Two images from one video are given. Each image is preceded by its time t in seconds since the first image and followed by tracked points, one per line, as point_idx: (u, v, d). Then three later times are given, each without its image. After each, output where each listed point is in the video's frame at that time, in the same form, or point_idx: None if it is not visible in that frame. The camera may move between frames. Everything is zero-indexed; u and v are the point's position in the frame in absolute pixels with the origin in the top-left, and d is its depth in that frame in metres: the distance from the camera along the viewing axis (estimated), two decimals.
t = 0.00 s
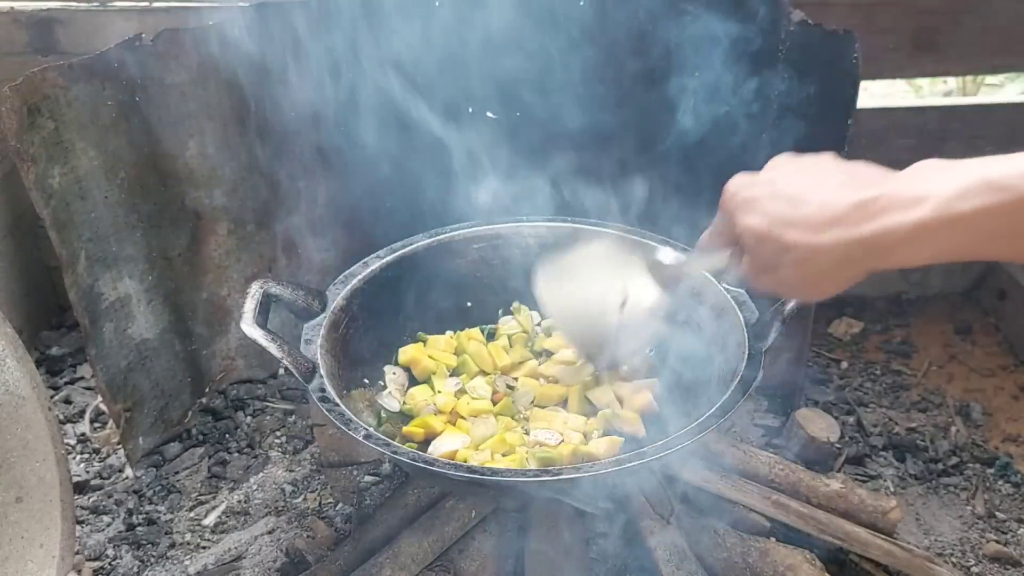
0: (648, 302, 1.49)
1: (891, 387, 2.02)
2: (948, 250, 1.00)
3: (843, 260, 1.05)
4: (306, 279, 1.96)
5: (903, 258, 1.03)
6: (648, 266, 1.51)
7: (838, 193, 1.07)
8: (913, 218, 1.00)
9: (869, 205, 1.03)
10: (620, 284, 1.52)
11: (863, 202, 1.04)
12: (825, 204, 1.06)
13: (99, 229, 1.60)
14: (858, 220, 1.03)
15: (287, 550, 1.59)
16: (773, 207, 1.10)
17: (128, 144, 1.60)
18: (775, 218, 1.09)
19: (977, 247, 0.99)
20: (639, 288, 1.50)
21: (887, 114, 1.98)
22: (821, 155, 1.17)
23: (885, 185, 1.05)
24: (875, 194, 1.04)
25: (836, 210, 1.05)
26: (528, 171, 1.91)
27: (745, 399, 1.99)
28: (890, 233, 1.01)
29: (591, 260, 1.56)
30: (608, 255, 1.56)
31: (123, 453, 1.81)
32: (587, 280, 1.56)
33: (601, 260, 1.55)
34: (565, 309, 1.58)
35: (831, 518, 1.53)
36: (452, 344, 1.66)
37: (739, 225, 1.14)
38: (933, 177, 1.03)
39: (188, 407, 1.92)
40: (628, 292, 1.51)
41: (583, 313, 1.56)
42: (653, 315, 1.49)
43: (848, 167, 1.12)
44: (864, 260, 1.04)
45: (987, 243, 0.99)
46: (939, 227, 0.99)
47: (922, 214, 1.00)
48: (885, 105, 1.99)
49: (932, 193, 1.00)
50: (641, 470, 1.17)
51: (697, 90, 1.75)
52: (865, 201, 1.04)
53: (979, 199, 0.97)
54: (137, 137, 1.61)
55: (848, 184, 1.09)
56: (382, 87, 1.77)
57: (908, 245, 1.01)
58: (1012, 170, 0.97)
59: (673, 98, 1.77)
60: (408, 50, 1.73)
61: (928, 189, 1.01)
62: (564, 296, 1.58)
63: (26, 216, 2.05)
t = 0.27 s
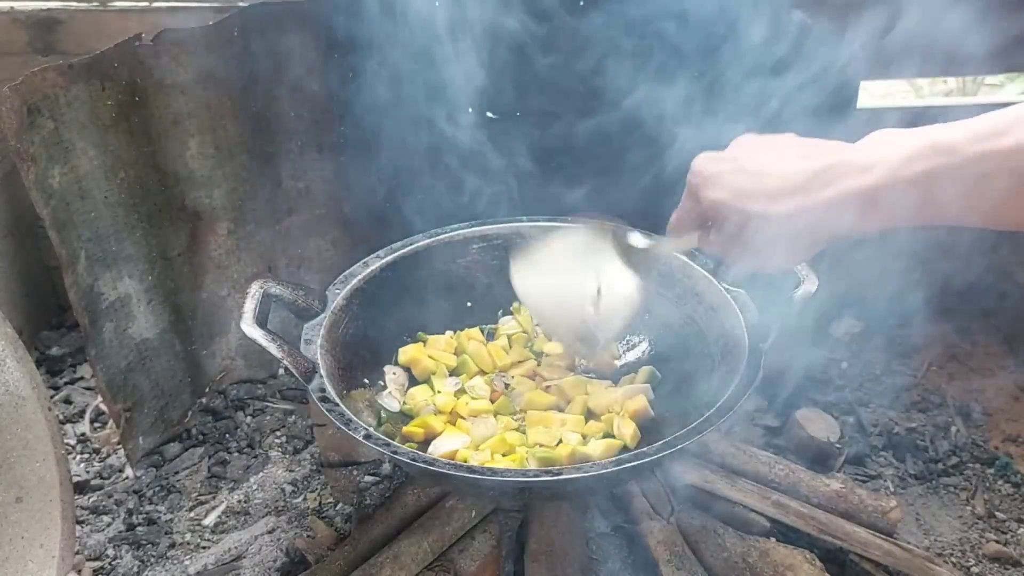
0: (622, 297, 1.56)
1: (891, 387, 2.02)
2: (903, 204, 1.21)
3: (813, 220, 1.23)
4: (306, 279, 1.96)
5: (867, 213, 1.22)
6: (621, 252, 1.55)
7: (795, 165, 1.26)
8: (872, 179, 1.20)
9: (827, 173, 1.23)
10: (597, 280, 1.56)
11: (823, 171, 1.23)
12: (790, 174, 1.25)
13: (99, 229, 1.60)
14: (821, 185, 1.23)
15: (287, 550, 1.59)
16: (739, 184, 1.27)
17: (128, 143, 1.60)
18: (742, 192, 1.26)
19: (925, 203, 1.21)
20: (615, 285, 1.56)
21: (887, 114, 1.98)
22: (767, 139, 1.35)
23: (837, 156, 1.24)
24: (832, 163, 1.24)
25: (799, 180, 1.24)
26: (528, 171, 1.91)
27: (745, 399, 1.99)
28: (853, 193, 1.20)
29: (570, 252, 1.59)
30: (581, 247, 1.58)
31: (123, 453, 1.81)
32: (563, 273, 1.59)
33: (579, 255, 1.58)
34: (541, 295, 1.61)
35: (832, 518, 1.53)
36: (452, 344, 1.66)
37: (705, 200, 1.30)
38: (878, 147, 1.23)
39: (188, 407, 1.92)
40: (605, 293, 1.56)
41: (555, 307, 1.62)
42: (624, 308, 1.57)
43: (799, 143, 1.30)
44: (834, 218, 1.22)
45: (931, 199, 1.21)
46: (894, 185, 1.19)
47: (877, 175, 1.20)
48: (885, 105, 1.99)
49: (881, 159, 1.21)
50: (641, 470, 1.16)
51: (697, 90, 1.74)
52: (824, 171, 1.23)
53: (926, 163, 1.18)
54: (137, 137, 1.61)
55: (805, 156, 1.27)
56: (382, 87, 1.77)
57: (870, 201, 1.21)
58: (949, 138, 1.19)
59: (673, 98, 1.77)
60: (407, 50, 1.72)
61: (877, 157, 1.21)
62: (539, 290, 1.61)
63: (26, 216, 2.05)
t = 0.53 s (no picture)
0: (602, 252, 1.46)
1: (891, 387, 2.02)
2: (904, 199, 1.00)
3: (803, 206, 1.07)
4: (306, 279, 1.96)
5: (864, 205, 1.03)
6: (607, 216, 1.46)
7: (804, 143, 1.10)
8: (868, 163, 1.00)
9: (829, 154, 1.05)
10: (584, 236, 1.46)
11: (824, 152, 1.05)
12: (791, 152, 1.09)
13: (99, 228, 1.61)
14: (820, 167, 1.05)
15: (288, 550, 1.59)
16: (743, 155, 1.14)
17: (128, 143, 1.60)
18: (744, 164, 1.13)
19: (933, 198, 0.99)
20: (598, 235, 1.46)
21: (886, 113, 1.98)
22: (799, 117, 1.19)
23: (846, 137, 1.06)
24: (837, 144, 1.05)
25: (799, 159, 1.08)
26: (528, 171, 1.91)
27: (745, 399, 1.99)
28: (847, 178, 1.01)
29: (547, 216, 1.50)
30: (564, 205, 1.49)
31: (123, 453, 1.81)
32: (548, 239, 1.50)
33: (560, 211, 1.49)
34: (535, 263, 1.50)
35: (831, 518, 1.53)
36: (452, 344, 1.65)
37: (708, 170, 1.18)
38: (894, 128, 1.02)
39: (188, 407, 1.92)
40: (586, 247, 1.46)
41: (547, 263, 1.50)
42: (606, 266, 1.47)
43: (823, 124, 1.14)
44: (826, 205, 1.05)
45: (937, 195, 0.99)
46: (890, 175, 0.99)
47: (875, 162, 1.00)
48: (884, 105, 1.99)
49: (886, 142, 1.00)
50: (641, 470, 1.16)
51: (698, 90, 1.74)
52: (824, 151, 1.06)
53: (931, 148, 0.96)
54: (137, 137, 1.61)
55: (818, 135, 1.11)
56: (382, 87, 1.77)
57: (863, 191, 1.01)
58: (973, 121, 0.95)
59: (673, 97, 1.77)
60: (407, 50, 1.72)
61: (883, 139, 1.01)
62: (528, 228, 1.52)
63: (26, 216, 2.05)
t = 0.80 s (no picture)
0: (630, 246, 1.39)
1: (891, 387, 2.02)
2: (910, 210, 1.04)
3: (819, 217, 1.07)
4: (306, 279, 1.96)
5: (873, 216, 1.06)
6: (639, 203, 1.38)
7: (817, 154, 1.11)
8: (877, 174, 1.03)
9: (841, 165, 1.07)
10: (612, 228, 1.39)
11: (838, 163, 1.07)
12: (805, 162, 1.10)
13: (99, 228, 1.60)
14: (833, 178, 1.07)
15: (287, 550, 1.59)
16: (758, 162, 1.13)
17: (128, 143, 1.60)
18: (759, 172, 1.12)
19: (937, 209, 1.03)
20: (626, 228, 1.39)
21: (887, 113, 1.98)
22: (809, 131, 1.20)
23: (857, 148, 1.08)
24: (849, 156, 1.08)
25: (814, 169, 1.09)
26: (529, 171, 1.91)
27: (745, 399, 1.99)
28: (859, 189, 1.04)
29: (573, 202, 1.42)
30: (591, 192, 1.40)
31: (123, 453, 1.81)
32: (575, 223, 1.42)
33: (591, 199, 1.40)
34: (560, 247, 1.43)
35: (831, 518, 1.53)
36: (452, 344, 1.65)
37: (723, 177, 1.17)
38: (900, 141, 1.06)
39: (188, 407, 1.92)
40: (612, 240, 1.40)
41: (574, 250, 1.43)
42: (631, 259, 1.40)
43: (835, 135, 1.15)
44: (838, 216, 1.07)
45: (942, 207, 1.03)
46: (903, 187, 1.02)
47: (883, 173, 1.03)
48: (884, 105, 1.99)
49: (894, 154, 1.04)
50: (641, 470, 1.16)
51: (698, 90, 1.74)
52: (836, 162, 1.08)
53: (935, 160, 1.00)
54: (137, 136, 1.61)
55: (829, 146, 1.12)
56: (382, 87, 1.77)
57: (873, 202, 1.04)
58: (972, 134, 1.00)
59: (673, 97, 1.77)
60: (408, 49, 1.73)
61: (890, 152, 1.05)
62: (557, 211, 1.42)
63: (26, 216, 2.05)
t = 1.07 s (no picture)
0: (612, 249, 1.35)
1: (891, 387, 2.02)
2: (910, 209, 1.01)
3: (813, 216, 1.07)
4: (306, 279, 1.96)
5: (871, 215, 1.04)
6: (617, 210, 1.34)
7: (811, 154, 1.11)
8: (874, 172, 1.02)
9: (836, 163, 1.07)
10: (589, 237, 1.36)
11: (833, 163, 1.07)
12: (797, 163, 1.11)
13: (99, 228, 1.60)
14: (828, 177, 1.06)
15: (287, 550, 1.59)
16: (749, 164, 1.14)
17: (127, 143, 1.60)
18: (750, 173, 1.13)
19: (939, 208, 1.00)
20: (607, 234, 1.35)
21: (887, 113, 1.98)
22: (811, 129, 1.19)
23: (854, 146, 1.08)
24: (846, 155, 1.07)
25: (806, 169, 1.09)
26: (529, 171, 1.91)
27: (745, 399, 1.99)
28: (854, 188, 1.03)
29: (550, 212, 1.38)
30: (575, 199, 1.36)
31: (123, 453, 1.81)
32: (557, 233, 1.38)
33: (565, 205, 1.37)
34: (549, 260, 1.39)
35: (831, 518, 1.52)
36: (452, 344, 1.65)
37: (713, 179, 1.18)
38: (899, 139, 1.03)
39: (188, 407, 1.92)
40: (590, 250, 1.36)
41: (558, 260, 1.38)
42: (612, 268, 1.36)
43: (830, 136, 1.16)
44: (832, 215, 1.06)
45: (945, 205, 0.99)
46: (900, 186, 1.00)
47: (881, 171, 1.01)
48: (884, 105, 1.99)
49: (891, 153, 1.02)
50: (642, 469, 1.16)
51: (698, 90, 1.74)
52: (830, 161, 1.08)
53: (935, 157, 0.97)
54: (137, 136, 1.61)
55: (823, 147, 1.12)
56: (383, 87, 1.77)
57: (869, 201, 1.02)
58: (979, 130, 0.96)
59: (673, 97, 1.77)
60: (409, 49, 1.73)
61: (889, 149, 1.03)
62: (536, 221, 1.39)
63: (26, 216, 2.05)
